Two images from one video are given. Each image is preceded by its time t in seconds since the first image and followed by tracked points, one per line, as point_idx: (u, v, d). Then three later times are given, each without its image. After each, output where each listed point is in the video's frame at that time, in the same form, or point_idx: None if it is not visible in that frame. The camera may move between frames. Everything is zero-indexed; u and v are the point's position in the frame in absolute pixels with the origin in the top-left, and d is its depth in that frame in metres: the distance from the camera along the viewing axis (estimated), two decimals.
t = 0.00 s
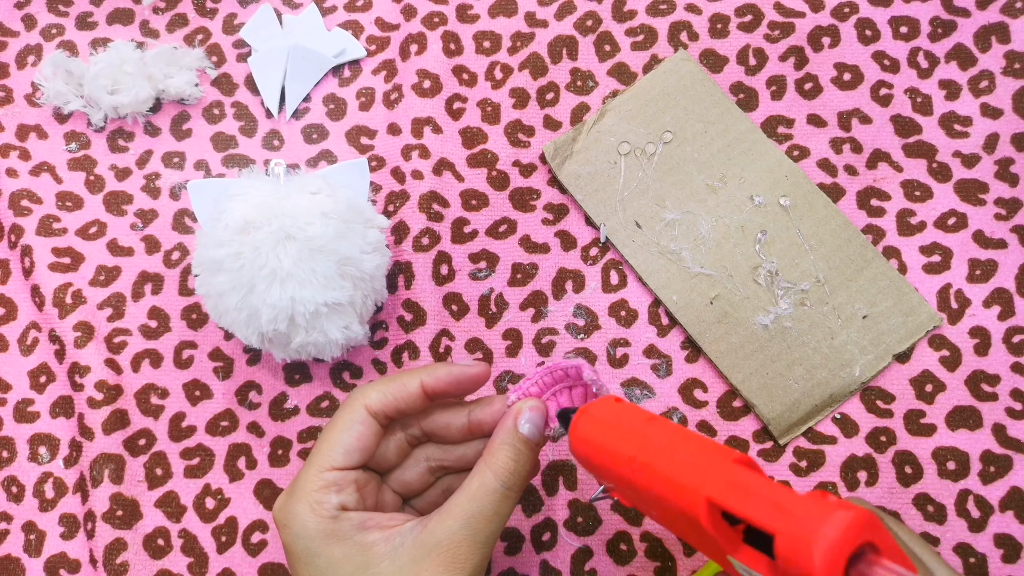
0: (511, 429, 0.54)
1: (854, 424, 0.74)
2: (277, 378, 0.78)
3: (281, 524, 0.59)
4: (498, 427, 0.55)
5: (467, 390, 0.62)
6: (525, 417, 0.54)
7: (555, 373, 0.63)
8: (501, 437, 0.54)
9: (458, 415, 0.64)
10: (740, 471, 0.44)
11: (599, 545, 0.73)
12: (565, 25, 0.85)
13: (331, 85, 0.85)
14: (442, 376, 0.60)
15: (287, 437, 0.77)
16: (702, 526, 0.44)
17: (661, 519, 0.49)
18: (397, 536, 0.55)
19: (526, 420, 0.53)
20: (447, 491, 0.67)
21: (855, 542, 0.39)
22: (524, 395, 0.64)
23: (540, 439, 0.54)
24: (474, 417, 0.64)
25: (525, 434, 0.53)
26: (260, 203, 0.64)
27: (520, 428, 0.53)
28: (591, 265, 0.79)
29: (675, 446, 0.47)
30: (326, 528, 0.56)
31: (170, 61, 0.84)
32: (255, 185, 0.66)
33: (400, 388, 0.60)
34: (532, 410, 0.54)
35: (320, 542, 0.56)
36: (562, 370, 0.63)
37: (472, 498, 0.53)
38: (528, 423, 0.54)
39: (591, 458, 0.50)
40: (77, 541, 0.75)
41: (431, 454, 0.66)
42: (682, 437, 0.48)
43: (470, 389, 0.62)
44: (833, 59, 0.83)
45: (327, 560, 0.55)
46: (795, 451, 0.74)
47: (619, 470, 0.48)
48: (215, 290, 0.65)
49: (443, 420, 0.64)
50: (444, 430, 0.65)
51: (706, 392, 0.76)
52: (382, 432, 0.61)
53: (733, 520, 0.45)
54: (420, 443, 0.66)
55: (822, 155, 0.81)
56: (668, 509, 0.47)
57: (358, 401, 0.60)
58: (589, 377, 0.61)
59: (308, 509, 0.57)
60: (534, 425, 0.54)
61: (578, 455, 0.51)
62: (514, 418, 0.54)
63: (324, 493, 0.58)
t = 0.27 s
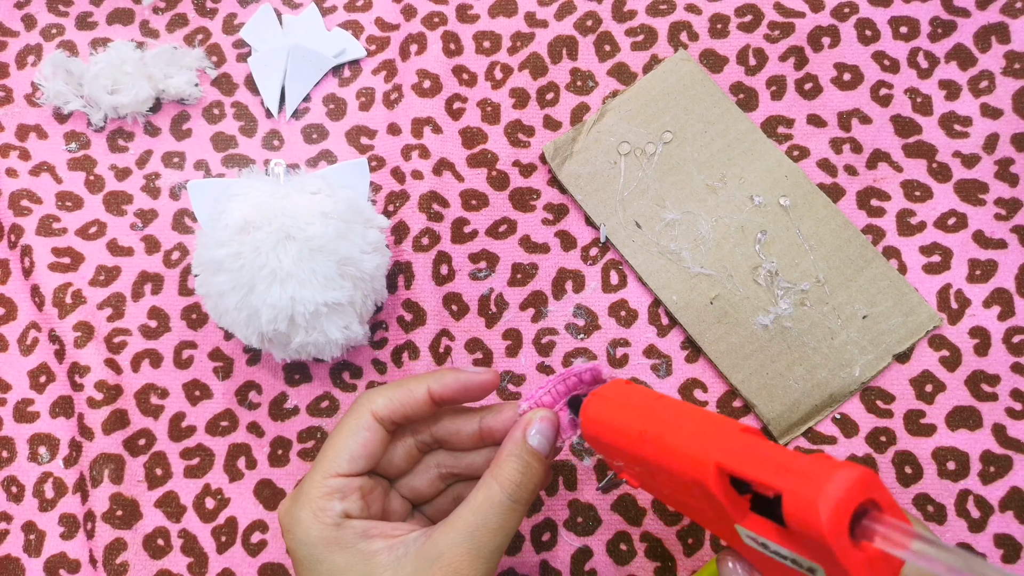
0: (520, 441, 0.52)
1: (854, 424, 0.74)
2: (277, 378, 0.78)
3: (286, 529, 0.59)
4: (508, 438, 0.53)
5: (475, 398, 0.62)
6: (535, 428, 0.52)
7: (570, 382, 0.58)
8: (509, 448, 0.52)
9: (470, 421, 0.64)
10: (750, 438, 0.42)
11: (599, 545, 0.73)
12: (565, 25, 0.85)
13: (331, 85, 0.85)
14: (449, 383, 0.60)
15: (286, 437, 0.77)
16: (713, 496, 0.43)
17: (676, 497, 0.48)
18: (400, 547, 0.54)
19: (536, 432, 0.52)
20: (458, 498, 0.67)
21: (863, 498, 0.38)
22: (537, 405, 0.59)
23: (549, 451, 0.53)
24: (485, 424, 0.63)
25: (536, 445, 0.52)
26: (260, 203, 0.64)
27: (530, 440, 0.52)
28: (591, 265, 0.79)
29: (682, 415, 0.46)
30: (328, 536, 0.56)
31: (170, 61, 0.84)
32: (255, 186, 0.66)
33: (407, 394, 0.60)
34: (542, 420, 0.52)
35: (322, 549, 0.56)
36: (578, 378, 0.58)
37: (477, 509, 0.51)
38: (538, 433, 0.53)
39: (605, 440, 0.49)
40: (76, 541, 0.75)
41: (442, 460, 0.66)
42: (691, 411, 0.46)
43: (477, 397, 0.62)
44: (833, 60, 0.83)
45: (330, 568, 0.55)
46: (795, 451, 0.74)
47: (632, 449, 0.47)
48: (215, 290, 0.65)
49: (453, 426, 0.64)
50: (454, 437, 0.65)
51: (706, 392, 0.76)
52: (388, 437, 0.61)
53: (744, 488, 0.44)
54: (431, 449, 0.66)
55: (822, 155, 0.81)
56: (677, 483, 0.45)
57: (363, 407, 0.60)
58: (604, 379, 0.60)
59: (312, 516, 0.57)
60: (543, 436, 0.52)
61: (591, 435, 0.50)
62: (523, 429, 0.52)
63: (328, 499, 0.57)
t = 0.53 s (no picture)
0: (521, 446, 0.52)
1: (854, 424, 0.74)
2: (277, 378, 0.78)
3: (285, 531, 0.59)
4: (508, 442, 0.53)
5: (476, 401, 0.62)
6: (536, 433, 0.52)
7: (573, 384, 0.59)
8: (509, 452, 0.52)
9: (471, 423, 0.64)
10: (773, 422, 0.42)
11: (599, 545, 0.73)
12: (565, 25, 0.85)
13: (331, 85, 0.85)
14: (449, 387, 0.60)
15: (286, 437, 0.77)
16: (737, 482, 0.42)
17: (696, 490, 0.47)
18: (398, 550, 0.54)
19: (537, 437, 0.52)
20: (460, 500, 0.68)
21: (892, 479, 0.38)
22: (540, 409, 0.60)
23: (550, 457, 0.53)
24: (486, 427, 0.63)
25: (535, 451, 0.52)
26: (260, 203, 0.64)
27: (530, 445, 0.52)
28: (591, 265, 0.79)
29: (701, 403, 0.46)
30: (326, 538, 0.56)
31: (170, 61, 0.84)
32: (254, 186, 0.66)
33: (407, 397, 0.60)
34: (543, 425, 0.52)
35: (320, 551, 0.56)
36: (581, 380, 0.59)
37: (474, 515, 0.51)
38: (539, 438, 0.53)
39: (625, 432, 0.49)
40: (76, 541, 0.75)
41: (444, 462, 0.66)
42: (712, 400, 0.46)
43: (478, 401, 0.62)
44: (833, 59, 0.83)
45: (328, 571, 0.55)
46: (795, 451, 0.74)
47: (652, 439, 0.47)
48: (215, 290, 0.65)
49: (454, 429, 0.64)
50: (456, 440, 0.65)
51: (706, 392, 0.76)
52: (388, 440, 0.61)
53: (767, 476, 0.43)
54: (433, 450, 0.66)
55: (822, 155, 0.81)
56: (698, 472, 0.45)
57: (363, 409, 0.60)
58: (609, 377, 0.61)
59: (310, 518, 0.57)
60: (544, 441, 0.52)
61: (609, 427, 0.50)
62: (524, 434, 0.52)
63: (326, 502, 0.57)
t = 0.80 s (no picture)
0: (521, 445, 0.52)
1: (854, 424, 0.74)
2: (277, 378, 0.78)
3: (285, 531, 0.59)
4: (508, 442, 0.53)
5: (477, 402, 0.62)
6: (535, 433, 0.52)
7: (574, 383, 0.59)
8: (509, 452, 0.52)
9: (471, 423, 0.64)
10: (782, 416, 0.42)
11: (599, 545, 0.73)
12: (565, 25, 0.85)
13: (331, 85, 0.85)
14: (448, 387, 0.60)
15: (286, 437, 0.77)
16: (748, 476, 0.42)
17: (702, 485, 0.47)
18: (397, 550, 0.54)
19: (537, 437, 0.52)
20: (460, 499, 0.68)
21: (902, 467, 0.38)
22: (540, 408, 0.60)
23: (550, 457, 0.53)
24: (486, 426, 0.63)
25: (535, 450, 0.52)
26: (260, 203, 0.64)
27: (529, 445, 0.52)
28: (591, 265, 0.79)
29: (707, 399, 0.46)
30: (325, 537, 0.56)
31: (170, 61, 0.84)
32: (254, 186, 0.66)
33: (407, 396, 0.60)
34: (543, 425, 0.52)
35: (319, 550, 0.56)
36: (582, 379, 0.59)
37: (474, 515, 0.51)
38: (539, 438, 0.53)
39: (631, 428, 0.49)
40: (76, 541, 0.75)
41: (444, 461, 0.66)
42: (718, 395, 0.46)
43: (477, 402, 0.62)
44: (833, 59, 0.83)
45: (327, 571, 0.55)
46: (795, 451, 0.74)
47: (660, 435, 0.47)
48: (215, 290, 0.65)
49: (455, 428, 0.64)
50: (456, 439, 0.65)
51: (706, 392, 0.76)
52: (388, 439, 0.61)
53: (776, 470, 0.43)
54: (434, 449, 0.66)
55: (822, 155, 0.80)
56: (707, 467, 0.45)
57: (363, 409, 0.60)
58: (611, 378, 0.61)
59: (309, 518, 0.57)
60: (544, 441, 0.52)
61: (616, 426, 0.50)
62: (525, 433, 0.52)
63: (325, 502, 0.57)
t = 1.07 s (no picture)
0: (520, 446, 0.52)
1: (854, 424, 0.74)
2: (277, 378, 0.78)
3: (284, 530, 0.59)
4: (508, 442, 0.53)
5: (476, 402, 0.62)
6: (535, 433, 0.52)
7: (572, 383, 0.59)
8: (508, 452, 0.52)
9: (471, 422, 0.64)
10: (779, 417, 0.43)
11: (599, 545, 0.73)
12: (565, 25, 0.85)
13: (331, 85, 0.85)
14: (448, 387, 0.60)
15: (286, 437, 0.77)
16: (747, 477, 0.42)
17: (702, 487, 0.47)
18: (396, 550, 0.54)
19: (536, 437, 0.52)
20: (460, 499, 0.68)
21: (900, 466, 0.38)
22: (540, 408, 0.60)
23: (549, 457, 0.53)
24: (486, 426, 0.63)
25: (534, 450, 0.52)
26: (259, 203, 0.64)
27: (529, 445, 0.52)
28: (591, 265, 0.79)
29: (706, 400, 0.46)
30: (325, 537, 0.56)
31: (170, 61, 0.84)
32: (254, 186, 0.66)
33: (406, 396, 0.60)
34: (543, 425, 0.52)
35: (319, 550, 0.56)
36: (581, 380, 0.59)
37: (473, 515, 0.51)
38: (538, 438, 0.53)
39: (630, 431, 0.49)
40: (76, 541, 0.75)
41: (444, 460, 0.66)
42: (717, 397, 0.46)
43: (477, 402, 0.62)
44: (833, 59, 0.83)
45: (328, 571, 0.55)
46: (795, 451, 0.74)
47: (659, 437, 0.47)
48: (215, 290, 0.65)
49: (454, 428, 0.64)
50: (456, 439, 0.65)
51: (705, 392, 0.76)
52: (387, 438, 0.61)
53: (774, 471, 0.43)
54: (433, 448, 0.66)
55: (822, 155, 0.81)
56: (706, 468, 0.45)
57: (362, 409, 0.60)
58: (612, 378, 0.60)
59: (309, 518, 0.57)
60: (543, 441, 0.52)
61: (614, 428, 0.50)
62: (524, 433, 0.52)
63: (325, 502, 0.57)
